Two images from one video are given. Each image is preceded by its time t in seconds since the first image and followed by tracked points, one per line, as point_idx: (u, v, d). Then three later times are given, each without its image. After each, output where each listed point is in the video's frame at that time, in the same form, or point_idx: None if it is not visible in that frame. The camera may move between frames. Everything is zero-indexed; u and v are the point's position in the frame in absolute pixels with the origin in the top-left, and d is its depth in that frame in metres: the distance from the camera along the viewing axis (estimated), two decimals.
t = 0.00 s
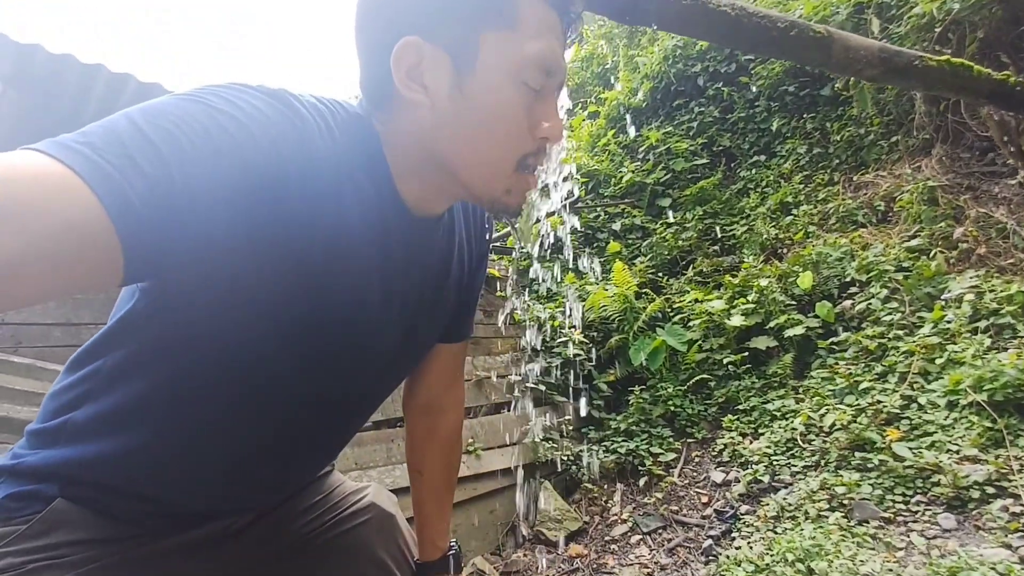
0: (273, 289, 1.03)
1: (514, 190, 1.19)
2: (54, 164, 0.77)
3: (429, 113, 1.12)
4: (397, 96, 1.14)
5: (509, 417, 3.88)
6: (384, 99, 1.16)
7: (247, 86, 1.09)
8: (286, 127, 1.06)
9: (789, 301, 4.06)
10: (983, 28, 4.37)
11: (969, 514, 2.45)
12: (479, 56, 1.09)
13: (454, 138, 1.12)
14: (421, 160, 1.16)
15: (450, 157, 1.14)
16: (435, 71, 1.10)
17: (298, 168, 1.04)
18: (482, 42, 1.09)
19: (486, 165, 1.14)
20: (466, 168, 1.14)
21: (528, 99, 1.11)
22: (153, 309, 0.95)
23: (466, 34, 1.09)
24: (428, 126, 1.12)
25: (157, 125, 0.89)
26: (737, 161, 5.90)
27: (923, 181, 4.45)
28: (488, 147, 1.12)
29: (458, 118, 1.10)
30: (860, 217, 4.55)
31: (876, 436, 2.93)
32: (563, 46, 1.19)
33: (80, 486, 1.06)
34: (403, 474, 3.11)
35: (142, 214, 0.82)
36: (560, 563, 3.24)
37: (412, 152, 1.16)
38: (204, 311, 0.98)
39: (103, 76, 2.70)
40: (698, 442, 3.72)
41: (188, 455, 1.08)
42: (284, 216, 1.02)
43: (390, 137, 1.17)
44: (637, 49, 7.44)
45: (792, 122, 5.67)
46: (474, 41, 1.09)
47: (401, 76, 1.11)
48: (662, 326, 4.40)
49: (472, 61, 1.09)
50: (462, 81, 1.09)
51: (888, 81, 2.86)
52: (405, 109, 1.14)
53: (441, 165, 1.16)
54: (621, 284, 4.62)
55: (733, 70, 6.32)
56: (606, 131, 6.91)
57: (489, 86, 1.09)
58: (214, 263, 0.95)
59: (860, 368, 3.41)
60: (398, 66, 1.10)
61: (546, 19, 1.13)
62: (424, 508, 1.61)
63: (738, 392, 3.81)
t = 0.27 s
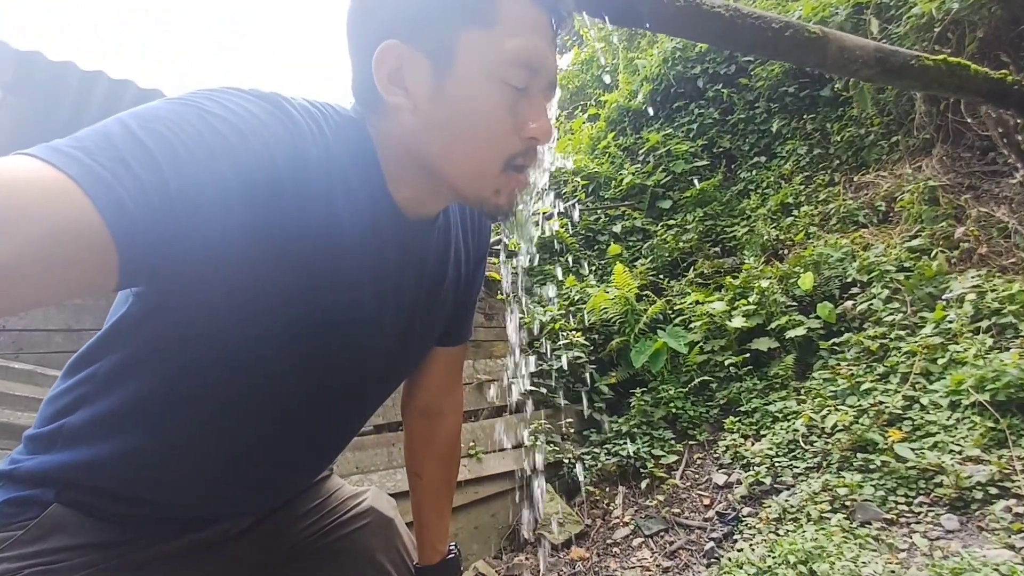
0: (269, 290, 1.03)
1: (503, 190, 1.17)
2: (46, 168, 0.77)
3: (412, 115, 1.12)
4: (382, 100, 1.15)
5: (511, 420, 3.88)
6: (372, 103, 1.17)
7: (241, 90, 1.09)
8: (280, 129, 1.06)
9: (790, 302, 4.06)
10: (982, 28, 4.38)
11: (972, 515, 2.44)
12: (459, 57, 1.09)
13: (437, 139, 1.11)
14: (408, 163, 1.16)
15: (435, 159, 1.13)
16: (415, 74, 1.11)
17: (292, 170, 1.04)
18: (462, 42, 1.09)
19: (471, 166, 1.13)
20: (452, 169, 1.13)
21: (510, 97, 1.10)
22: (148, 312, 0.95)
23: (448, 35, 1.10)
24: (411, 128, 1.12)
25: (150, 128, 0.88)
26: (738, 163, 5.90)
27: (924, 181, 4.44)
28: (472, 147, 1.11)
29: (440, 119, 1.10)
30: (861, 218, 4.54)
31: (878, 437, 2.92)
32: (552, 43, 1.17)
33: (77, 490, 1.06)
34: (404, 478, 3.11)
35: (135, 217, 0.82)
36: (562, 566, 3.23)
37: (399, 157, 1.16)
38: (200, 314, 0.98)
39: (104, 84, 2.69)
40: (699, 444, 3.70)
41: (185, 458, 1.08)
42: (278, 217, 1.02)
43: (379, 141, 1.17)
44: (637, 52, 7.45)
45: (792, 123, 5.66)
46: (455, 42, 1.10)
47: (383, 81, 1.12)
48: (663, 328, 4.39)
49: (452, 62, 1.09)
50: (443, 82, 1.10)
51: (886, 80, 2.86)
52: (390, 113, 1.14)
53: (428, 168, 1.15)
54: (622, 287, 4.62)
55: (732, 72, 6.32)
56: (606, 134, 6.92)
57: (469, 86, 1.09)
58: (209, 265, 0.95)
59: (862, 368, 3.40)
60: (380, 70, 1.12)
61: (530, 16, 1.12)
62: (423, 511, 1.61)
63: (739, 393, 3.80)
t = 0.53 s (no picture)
0: (274, 284, 1.03)
1: (504, 185, 1.17)
2: (49, 162, 0.77)
3: (407, 113, 1.12)
4: (377, 100, 1.15)
5: (512, 420, 3.88)
6: (370, 102, 1.17)
7: (245, 85, 1.09)
8: (284, 125, 1.06)
9: (791, 301, 4.05)
10: (982, 26, 4.38)
11: (975, 513, 2.44)
12: (452, 53, 1.10)
13: (434, 136, 1.11)
14: (407, 161, 1.16)
15: (433, 156, 1.13)
16: (407, 72, 1.11)
17: (296, 165, 1.04)
18: (455, 37, 1.10)
19: (470, 161, 1.12)
20: (451, 164, 1.13)
21: (505, 89, 1.10)
22: (150, 306, 0.95)
23: (441, 30, 1.10)
24: (410, 123, 1.12)
25: (153, 123, 0.89)
26: (738, 162, 5.89)
27: (925, 180, 4.44)
28: (469, 142, 1.10)
29: (435, 116, 1.10)
30: (861, 217, 4.54)
31: (880, 435, 2.91)
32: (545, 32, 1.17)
33: (78, 486, 1.06)
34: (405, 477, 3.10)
35: (139, 211, 0.82)
36: (564, 565, 3.23)
37: (396, 156, 1.16)
38: (203, 309, 0.97)
39: (103, 84, 2.66)
40: (701, 444, 3.69)
41: (187, 454, 1.08)
42: (281, 211, 1.02)
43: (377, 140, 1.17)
44: (637, 52, 7.45)
45: (793, 122, 5.66)
46: (447, 38, 1.10)
47: (377, 82, 1.13)
48: (663, 328, 4.38)
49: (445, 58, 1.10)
50: (436, 79, 1.10)
51: (885, 76, 2.86)
52: (385, 113, 1.15)
53: (427, 166, 1.15)
54: (623, 286, 4.61)
55: (732, 71, 6.32)
56: (606, 134, 6.91)
57: (463, 80, 1.09)
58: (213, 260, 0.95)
59: (863, 367, 3.39)
60: (374, 71, 1.12)
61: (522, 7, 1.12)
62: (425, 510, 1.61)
63: (741, 392, 3.80)
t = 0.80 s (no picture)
0: (276, 287, 1.03)
1: (512, 181, 1.17)
2: (49, 170, 0.77)
3: (408, 118, 1.12)
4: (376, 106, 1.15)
5: (512, 422, 3.88)
6: (367, 106, 1.17)
7: (246, 91, 1.09)
8: (285, 129, 1.06)
9: (791, 303, 4.05)
10: (981, 29, 4.40)
11: (976, 516, 2.43)
12: (449, 54, 1.10)
13: (438, 139, 1.11)
14: (410, 165, 1.16)
15: (438, 158, 1.13)
16: (406, 77, 1.11)
17: (297, 168, 1.04)
18: (452, 39, 1.10)
19: (477, 160, 1.12)
20: (452, 163, 1.12)
21: (506, 86, 1.10)
22: (152, 310, 0.95)
23: (438, 32, 1.10)
24: (410, 124, 1.12)
25: (156, 130, 0.88)
26: (738, 164, 5.90)
27: (924, 182, 4.44)
28: (473, 141, 1.10)
29: (438, 118, 1.10)
30: (861, 219, 4.54)
31: (880, 437, 2.91)
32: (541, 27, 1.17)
33: (79, 490, 1.06)
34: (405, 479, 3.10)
35: (140, 215, 0.81)
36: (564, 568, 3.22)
37: (399, 161, 1.16)
38: (205, 313, 0.97)
39: (103, 85, 2.66)
40: (701, 446, 3.69)
41: (189, 457, 1.08)
42: (283, 215, 1.01)
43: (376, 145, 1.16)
44: (636, 54, 7.46)
45: (792, 125, 5.67)
46: (444, 39, 1.10)
47: (375, 89, 1.12)
48: (663, 330, 4.38)
49: (443, 60, 1.10)
50: (436, 82, 1.10)
51: (883, 79, 2.87)
52: (385, 119, 1.14)
53: (432, 168, 1.15)
54: (622, 288, 4.62)
55: (732, 74, 6.33)
56: (606, 136, 6.92)
57: (464, 81, 1.09)
58: (214, 264, 0.94)
59: (863, 369, 3.39)
60: (371, 79, 1.12)
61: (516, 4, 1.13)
62: (426, 513, 1.61)
63: (741, 395, 3.79)
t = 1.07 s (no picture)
0: (279, 288, 1.03)
1: (517, 168, 1.18)
2: (50, 174, 0.76)
3: (408, 115, 1.12)
4: (374, 107, 1.15)
5: (512, 424, 3.87)
6: (365, 107, 1.16)
7: (250, 95, 1.09)
8: (287, 130, 1.06)
9: (791, 305, 4.06)
10: (980, 31, 4.42)
11: (977, 518, 2.43)
12: (444, 48, 1.10)
13: (440, 133, 1.11)
14: (413, 162, 1.16)
15: (441, 153, 1.13)
16: (403, 76, 1.11)
17: (300, 169, 1.03)
18: (445, 32, 1.10)
19: (480, 150, 1.13)
20: (452, 156, 1.13)
21: (503, 75, 1.11)
22: (157, 314, 0.95)
23: (431, 27, 1.11)
24: (408, 119, 1.12)
25: (160, 135, 0.88)
26: (737, 166, 5.90)
27: (924, 184, 4.44)
28: (472, 132, 1.11)
29: (439, 113, 1.11)
30: (861, 221, 4.54)
31: (881, 439, 2.91)
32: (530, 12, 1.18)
33: (80, 491, 1.05)
34: (405, 482, 3.09)
35: (141, 214, 0.80)
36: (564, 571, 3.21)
37: (401, 160, 1.16)
38: (207, 314, 0.97)
39: (106, 87, 2.69)
40: (701, 448, 3.70)
41: (193, 457, 1.08)
42: (285, 215, 1.01)
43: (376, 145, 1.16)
44: (636, 57, 7.48)
45: (791, 127, 5.68)
46: (437, 34, 1.11)
47: (373, 90, 1.13)
48: (663, 332, 4.38)
49: (438, 55, 1.10)
50: (433, 76, 1.10)
51: (882, 81, 2.88)
52: (384, 120, 1.15)
53: (435, 163, 1.15)
54: (623, 291, 4.62)
55: (731, 76, 6.34)
56: (606, 138, 6.93)
57: (461, 73, 1.09)
58: (218, 266, 0.94)
59: (863, 371, 3.39)
60: (368, 81, 1.12)
61: None
62: (427, 514, 1.61)
63: (741, 396, 3.79)
